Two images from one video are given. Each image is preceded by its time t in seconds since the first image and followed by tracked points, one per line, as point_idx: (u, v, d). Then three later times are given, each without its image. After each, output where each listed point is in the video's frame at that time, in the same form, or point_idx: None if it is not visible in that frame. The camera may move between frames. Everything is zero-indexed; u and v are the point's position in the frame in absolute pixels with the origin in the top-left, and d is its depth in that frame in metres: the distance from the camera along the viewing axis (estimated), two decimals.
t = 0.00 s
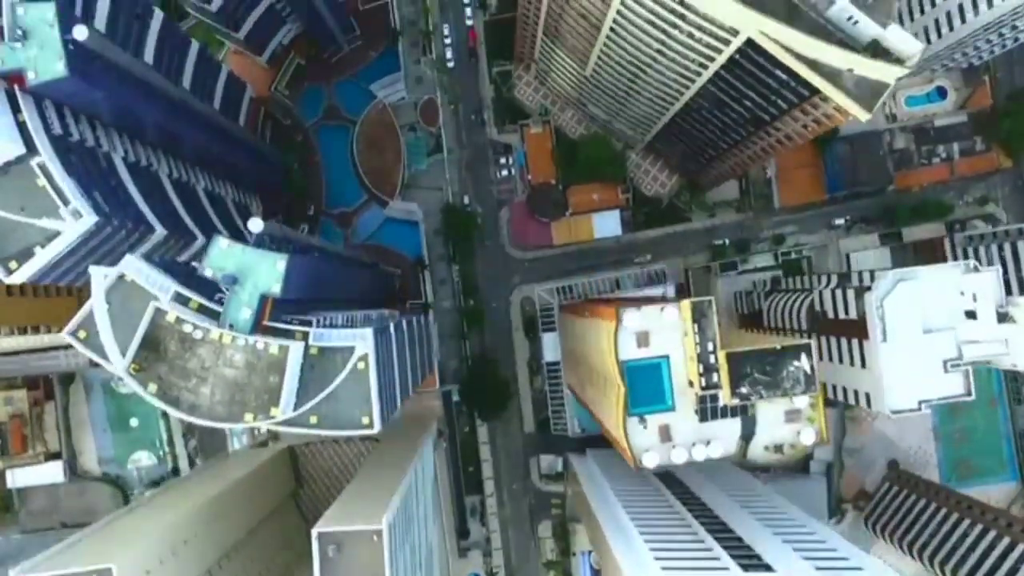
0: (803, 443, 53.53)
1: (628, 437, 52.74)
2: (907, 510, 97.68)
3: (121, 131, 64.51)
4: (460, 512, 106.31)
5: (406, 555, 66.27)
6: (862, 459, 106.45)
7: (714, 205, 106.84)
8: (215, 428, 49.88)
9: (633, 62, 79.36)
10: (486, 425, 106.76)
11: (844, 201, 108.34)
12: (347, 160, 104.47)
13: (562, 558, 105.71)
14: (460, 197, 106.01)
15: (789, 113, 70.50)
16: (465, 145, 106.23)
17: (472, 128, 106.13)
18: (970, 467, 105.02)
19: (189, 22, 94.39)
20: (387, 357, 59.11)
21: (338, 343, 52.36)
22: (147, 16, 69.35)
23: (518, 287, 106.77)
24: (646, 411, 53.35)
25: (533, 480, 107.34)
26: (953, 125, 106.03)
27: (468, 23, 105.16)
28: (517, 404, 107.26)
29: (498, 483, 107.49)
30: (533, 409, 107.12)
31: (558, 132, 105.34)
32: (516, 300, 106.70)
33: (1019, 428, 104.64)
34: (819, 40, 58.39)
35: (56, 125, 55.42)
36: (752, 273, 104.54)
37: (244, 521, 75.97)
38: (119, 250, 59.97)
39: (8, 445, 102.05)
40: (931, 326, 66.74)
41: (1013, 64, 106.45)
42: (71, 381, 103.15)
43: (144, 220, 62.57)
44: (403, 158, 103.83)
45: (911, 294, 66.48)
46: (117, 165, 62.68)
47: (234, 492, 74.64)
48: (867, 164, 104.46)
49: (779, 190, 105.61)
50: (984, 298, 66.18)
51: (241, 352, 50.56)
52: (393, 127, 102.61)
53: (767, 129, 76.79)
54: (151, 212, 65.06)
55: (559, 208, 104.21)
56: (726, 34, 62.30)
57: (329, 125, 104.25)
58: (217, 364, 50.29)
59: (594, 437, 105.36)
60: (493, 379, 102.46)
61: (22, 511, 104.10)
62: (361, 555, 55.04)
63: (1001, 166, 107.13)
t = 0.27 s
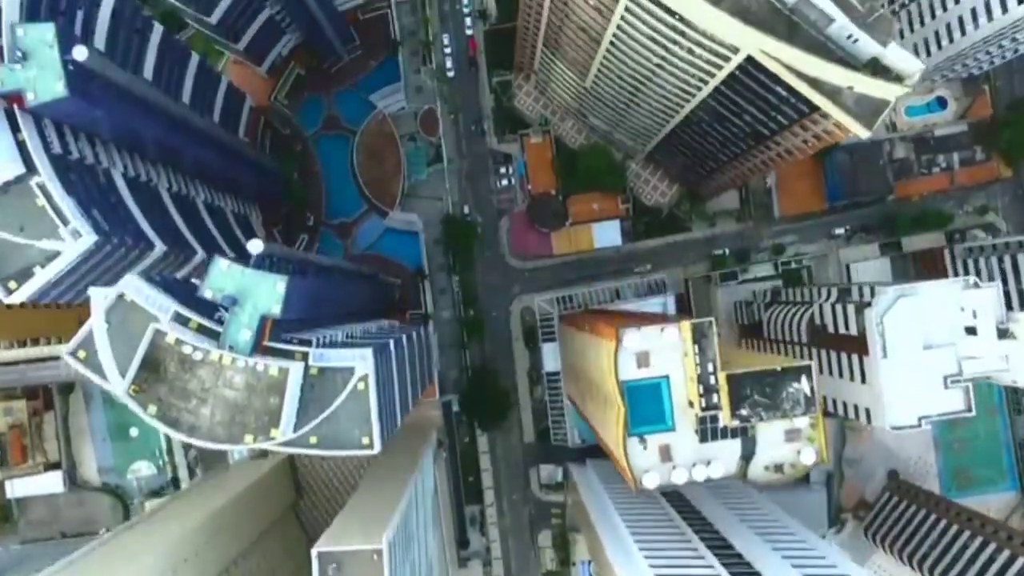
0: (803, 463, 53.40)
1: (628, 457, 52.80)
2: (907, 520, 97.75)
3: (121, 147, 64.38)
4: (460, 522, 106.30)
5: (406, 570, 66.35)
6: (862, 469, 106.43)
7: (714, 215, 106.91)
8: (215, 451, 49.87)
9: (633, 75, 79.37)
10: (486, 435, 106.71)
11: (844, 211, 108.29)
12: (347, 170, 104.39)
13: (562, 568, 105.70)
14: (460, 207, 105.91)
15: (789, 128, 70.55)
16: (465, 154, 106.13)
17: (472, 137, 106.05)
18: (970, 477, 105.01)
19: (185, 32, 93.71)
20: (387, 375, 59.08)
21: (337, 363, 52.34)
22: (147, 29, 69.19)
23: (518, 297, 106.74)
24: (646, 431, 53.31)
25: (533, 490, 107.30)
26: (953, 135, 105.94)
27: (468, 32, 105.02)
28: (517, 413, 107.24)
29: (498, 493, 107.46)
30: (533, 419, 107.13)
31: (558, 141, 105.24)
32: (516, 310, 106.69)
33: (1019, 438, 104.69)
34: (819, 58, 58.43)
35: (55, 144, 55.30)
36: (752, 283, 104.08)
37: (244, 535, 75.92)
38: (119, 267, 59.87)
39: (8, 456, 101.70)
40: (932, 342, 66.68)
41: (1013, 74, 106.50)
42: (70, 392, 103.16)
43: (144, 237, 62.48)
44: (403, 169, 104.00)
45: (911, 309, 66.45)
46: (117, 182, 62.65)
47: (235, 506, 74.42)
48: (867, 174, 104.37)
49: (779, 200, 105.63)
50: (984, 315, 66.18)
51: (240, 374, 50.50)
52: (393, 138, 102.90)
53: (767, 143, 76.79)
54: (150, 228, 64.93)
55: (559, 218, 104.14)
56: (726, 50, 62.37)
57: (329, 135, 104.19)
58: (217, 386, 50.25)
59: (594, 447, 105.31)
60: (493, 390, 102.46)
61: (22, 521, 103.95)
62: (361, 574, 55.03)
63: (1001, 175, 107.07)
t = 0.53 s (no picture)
0: (804, 484, 53.25)
1: (628, 478, 52.68)
2: (907, 531, 97.80)
3: (121, 164, 64.27)
4: (460, 532, 106.22)
5: None
6: (862, 479, 106.36)
7: (714, 225, 106.94)
8: (215, 472, 49.81)
9: (633, 88, 79.34)
10: (486, 445, 106.65)
11: (844, 220, 108.23)
12: (346, 180, 104.29)
13: None
14: (459, 217, 105.85)
15: (789, 144, 70.51)
16: (465, 164, 106.06)
17: (472, 147, 105.98)
18: (969, 487, 105.03)
19: (184, 43, 98.14)
20: (387, 394, 59.00)
21: (337, 384, 52.27)
22: (146, 45, 69.31)
23: (518, 307, 106.70)
24: (645, 452, 53.24)
25: (533, 500, 107.21)
26: (953, 145, 105.92)
27: (468, 42, 104.93)
28: (517, 423, 107.20)
29: (498, 503, 107.37)
30: (533, 428, 107.15)
31: (558, 152, 105.19)
32: (516, 320, 106.67)
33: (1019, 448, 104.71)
34: (819, 77, 58.42)
35: (55, 163, 55.23)
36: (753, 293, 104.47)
37: (244, 548, 75.81)
38: (119, 285, 59.83)
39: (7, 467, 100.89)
40: (932, 359, 66.62)
41: (1013, 84, 106.41)
42: (70, 402, 103.10)
43: (143, 254, 62.39)
44: (403, 179, 104.00)
45: (912, 326, 66.44)
46: (117, 199, 62.64)
47: (237, 519, 74.32)
48: (868, 184, 104.31)
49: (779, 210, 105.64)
50: (984, 331, 66.22)
51: (240, 396, 50.47)
52: (393, 148, 102.91)
53: (767, 157, 76.71)
54: (150, 245, 64.83)
55: (559, 229, 104.09)
56: (726, 67, 62.38)
57: (328, 145, 104.06)
58: (216, 408, 50.25)
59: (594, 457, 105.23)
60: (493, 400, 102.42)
61: (21, 530, 103.91)
62: None
63: (1001, 185, 107.05)
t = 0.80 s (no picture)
0: (804, 508, 53.17)
1: (628, 504, 52.60)
2: (907, 544, 97.81)
3: (120, 185, 64.13)
4: (460, 544, 106.15)
5: None
6: (862, 490, 106.27)
7: (714, 237, 106.93)
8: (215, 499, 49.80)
9: (633, 105, 79.38)
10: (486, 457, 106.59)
11: (844, 232, 108.18)
12: (346, 193, 104.20)
13: None
14: (459, 229, 105.77)
15: (789, 163, 70.53)
16: (465, 176, 106.01)
17: (472, 159, 105.90)
18: (970, 499, 105.01)
19: (182, 56, 98.76)
20: (387, 416, 58.95)
21: (337, 408, 52.12)
22: (146, 63, 69.48)
23: (518, 319, 106.68)
24: (646, 476, 53.11)
25: (533, 511, 107.11)
26: (953, 157, 105.94)
27: (468, 54, 104.89)
28: (517, 435, 107.16)
29: (498, 515, 107.26)
30: (532, 440, 107.18)
31: (557, 164, 105.12)
32: (516, 331, 106.64)
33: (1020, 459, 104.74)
34: (819, 99, 58.43)
35: (55, 187, 55.20)
36: (752, 305, 104.57)
37: (244, 565, 75.65)
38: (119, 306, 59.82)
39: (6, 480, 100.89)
40: (933, 378, 66.52)
41: (1014, 96, 106.35)
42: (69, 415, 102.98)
43: (143, 275, 62.25)
44: (403, 192, 103.99)
45: (911, 345, 66.39)
46: (116, 220, 62.64)
47: (237, 537, 74.21)
48: (867, 196, 104.23)
49: (780, 222, 105.60)
50: (985, 351, 66.12)
51: (240, 422, 50.50)
52: (394, 162, 102.91)
53: (767, 175, 76.69)
54: (150, 265, 64.83)
55: (559, 241, 104.04)
56: (726, 88, 62.42)
57: (328, 158, 103.93)
58: (216, 434, 50.23)
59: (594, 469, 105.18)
60: (493, 412, 102.38)
61: (22, 543, 103.97)
62: None
63: (1001, 197, 107.06)
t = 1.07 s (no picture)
0: (805, 530, 53.11)
1: (628, 525, 52.66)
2: (907, 555, 97.73)
3: (119, 202, 64.06)
4: (460, 555, 106.01)
5: None
6: (863, 501, 106.09)
7: (714, 247, 106.80)
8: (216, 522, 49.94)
9: (633, 119, 79.42)
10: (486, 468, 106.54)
11: (845, 242, 108.05)
12: (345, 203, 104.11)
13: None
14: (459, 240, 105.67)
15: (790, 179, 70.49)
16: (465, 186, 105.91)
17: (471, 170, 105.81)
18: (971, 508, 104.91)
19: (178, 68, 97.66)
20: (387, 435, 58.96)
21: (337, 430, 52.01)
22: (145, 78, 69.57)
23: (518, 329, 106.67)
24: (646, 497, 53.09)
25: (533, 522, 106.96)
26: (954, 168, 105.80)
27: (467, 64, 104.78)
28: (517, 446, 107.14)
29: (498, 525, 107.19)
30: (532, 450, 107.15)
31: (557, 175, 105.02)
32: (516, 342, 106.62)
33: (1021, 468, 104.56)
34: (819, 118, 58.45)
35: (54, 208, 55.23)
36: (752, 316, 104.51)
37: None
38: (119, 325, 59.82)
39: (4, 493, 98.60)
40: (933, 395, 66.42)
41: (1014, 107, 106.18)
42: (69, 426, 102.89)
43: (143, 293, 62.17)
44: (403, 204, 104.27)
45: (911, 362, 66.35)
46: (116, 238, 62.66)
47: (237, 551, 74.02)
48: (868, 207, 104.16)
49: (780, 232, 105.50)
50: (984, 368, 66.08)
51: (239, 445, 50.51)
52: (395, 174, 103.36)
53: (768, 189, 76.63)
54: (149, 282, 64.83)
55: (559, 253, 104.00)
56: (727, 107, 62.46)
57: (328, 169, 103.79)
58: (216, 457, 50.27)
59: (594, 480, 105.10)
60: (493, 423, 102.32)
61: (22, 554, 103.87)
62: None
63: (1001, 208, 106.87)
